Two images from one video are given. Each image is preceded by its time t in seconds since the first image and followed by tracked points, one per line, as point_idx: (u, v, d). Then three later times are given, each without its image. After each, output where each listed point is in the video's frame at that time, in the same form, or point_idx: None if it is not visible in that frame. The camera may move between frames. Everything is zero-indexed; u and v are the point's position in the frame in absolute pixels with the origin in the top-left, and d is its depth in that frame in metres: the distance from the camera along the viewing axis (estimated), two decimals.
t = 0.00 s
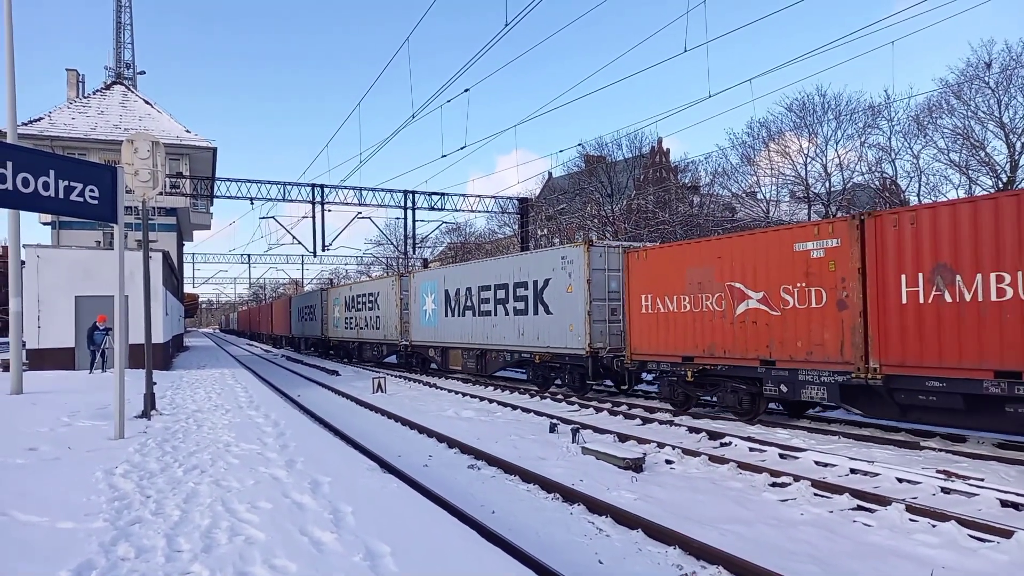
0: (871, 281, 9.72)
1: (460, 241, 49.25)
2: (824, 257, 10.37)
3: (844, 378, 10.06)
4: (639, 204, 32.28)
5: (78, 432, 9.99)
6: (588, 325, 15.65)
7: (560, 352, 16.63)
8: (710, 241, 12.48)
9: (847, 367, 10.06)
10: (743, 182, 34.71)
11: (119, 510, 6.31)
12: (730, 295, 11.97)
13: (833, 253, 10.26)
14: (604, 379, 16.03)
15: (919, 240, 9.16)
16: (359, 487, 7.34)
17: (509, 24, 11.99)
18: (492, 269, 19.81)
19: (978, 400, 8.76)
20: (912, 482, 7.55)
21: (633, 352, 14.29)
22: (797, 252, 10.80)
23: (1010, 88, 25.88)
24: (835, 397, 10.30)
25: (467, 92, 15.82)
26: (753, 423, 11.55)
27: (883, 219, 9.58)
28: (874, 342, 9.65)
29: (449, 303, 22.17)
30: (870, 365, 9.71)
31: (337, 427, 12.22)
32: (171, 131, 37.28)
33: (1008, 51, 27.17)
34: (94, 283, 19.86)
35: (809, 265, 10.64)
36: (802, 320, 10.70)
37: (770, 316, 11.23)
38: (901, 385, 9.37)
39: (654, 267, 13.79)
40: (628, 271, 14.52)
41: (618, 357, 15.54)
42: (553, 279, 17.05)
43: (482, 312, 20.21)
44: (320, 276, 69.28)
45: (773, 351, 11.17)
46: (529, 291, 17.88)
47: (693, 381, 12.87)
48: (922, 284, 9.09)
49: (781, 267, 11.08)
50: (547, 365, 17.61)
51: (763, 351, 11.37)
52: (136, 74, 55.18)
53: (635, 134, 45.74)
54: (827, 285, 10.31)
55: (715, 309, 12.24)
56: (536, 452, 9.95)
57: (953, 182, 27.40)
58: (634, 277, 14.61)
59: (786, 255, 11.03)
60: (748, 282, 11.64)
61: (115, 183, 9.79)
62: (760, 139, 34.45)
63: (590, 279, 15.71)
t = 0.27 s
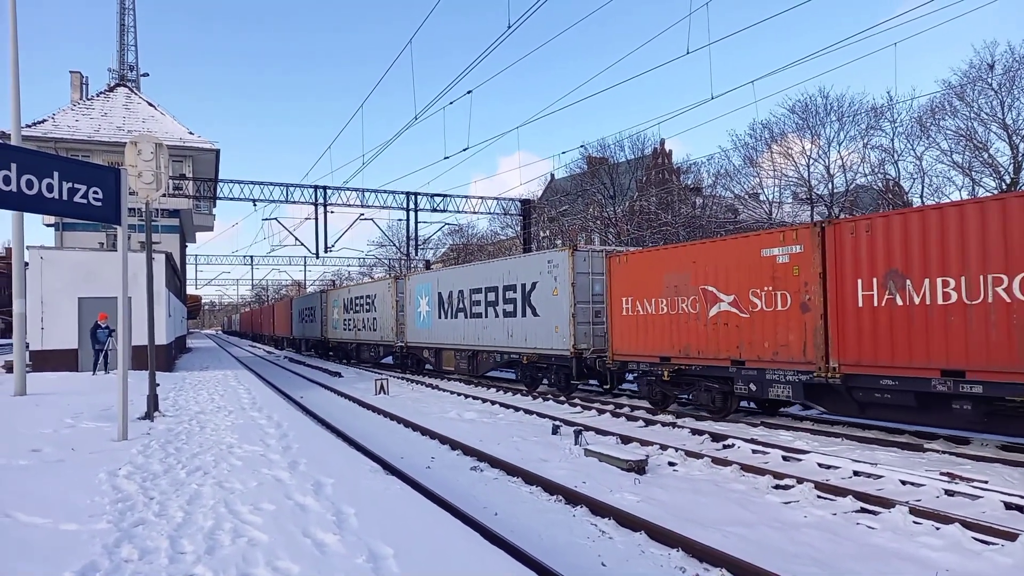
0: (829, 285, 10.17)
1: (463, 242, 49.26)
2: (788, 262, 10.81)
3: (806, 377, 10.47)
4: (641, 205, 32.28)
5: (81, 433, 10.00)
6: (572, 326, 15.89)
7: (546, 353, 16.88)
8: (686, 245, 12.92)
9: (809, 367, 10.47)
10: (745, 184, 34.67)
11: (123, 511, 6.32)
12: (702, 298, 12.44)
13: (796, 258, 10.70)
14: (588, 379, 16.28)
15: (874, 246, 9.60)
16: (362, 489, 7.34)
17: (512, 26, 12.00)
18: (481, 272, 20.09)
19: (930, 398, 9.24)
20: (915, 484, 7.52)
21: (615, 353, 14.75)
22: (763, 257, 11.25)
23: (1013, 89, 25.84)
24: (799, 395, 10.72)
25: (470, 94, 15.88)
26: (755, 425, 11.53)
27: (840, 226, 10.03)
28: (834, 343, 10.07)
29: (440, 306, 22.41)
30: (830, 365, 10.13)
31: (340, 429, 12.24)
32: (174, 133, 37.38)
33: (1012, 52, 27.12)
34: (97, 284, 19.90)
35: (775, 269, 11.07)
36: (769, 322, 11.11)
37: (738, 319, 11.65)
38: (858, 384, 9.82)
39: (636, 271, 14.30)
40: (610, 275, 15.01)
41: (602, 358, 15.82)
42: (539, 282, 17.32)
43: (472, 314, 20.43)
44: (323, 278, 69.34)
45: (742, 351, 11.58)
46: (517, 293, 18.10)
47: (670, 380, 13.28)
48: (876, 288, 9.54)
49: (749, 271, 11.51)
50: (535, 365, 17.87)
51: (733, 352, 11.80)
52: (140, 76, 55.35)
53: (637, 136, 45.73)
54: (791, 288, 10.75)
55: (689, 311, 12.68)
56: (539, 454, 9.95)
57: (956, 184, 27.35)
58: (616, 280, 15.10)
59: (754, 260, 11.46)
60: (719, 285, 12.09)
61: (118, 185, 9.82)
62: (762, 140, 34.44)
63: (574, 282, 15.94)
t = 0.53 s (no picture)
0: (791, 292, 10.93)
1: (463, 245, 49.25)
2: (754, 270, 11.56)
3: (770, 378, 11.19)
4: (641, 209, 32.32)
5: (81, 434, 10.01)
6: (556, 330, 16.53)
7: (532, 355, 17.49)
8: (661, 253, 13.63)
9: (773, 369, 11.20)
10: (746, 188, 34.67)
11: (123, 513, 6.32)
12: (676, 303, 13.17)
13: (763, 266, 11.45)
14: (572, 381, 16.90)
15: (832, 255, 10.37)
16: (362, 492, 7.34)
17: (514, 30, 12.00)
18: (470, 277, 20.71)
19: (883, 398, 9.96)
20: (915, 489, 7.53)
21: (595, 355, 15.45)
22: (731, 265, 11.99)
23: (1013, 94, 25.87)
24: (764, 396, 11.40)
25: (471, 98, 15.91)
26: (755, 429, 11.54)
27: (802, 236, 10.79)
28: (796, 346, 10.80)
29: (432, 309, 22.95)
30: (792, 367, 10.86)
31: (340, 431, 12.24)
32: (175, 135, 37.42)
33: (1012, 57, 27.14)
34: (97, 285, 19.92)
35: (743, 276, 11.80)
36: (737, 326, 11.82)
37: (710, 322, 12.36)
38: (817, 385, 10.55)
39: (616, 277, 15.00)
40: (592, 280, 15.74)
41: (584, 360, 16.47)
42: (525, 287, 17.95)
43: (462, 317, 21.00)
44: (323, 280, 69.36)
45: (713, 354, 12.30)
46: (505, 298, 18.70)
47: (646, 381, 14.01)
48: (833, 295, 10.30)
49: (719, 278, 12.24)
50: (522, 367, 18.50)
51: (704, 354, 12.51)
52: (141, 78, 55.41)
53: (638, 139, 45.76)
54: (757, 295, 11.47)
55: (664, 316, 13.40)
56: (539, 457, 9.95)
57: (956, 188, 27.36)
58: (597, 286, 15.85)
59: (723, 268, 12.18)
60: (692, 291, 12.82)
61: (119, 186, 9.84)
62: (763, 144, 34.46)
63: (557, 288, 16.60)
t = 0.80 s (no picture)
0: (759, 294, 11.42)
1: (466, 244, 49.24)
2: (726, 273, 12.05)
3: (739, 377, 11.65)
4: (644, 209, 32.31)
5: (85, 433, 10.03)
6: (542, 329, 17.05)
7: (519, 354, 17.97)
8: (641, 256, 14.13)
9: (742, 367, 11.67)
10: (749, 188, 34.60)
11: (125, 512, 6.33)
12: (653, 304, 13.67)
13: (734, 269, 11.93)
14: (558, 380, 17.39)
15: (795, 259, 10.86)
16: (364, 491, 7.35)
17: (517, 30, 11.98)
18: (461, 278, 21.21)
19: (843, 395, 10.42)
20: (918, 490, 7.51)
21: (579, 353, 15.94)
22: (704, 268, 12.49)
23: (1017, 94, 25.80)
24: (734, 394, 11.85)
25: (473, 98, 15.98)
26: (757, 429, 11.53)
27: (769, 241, 11.28)
28: (763, 345, 11.27)
29: (426, 309, 23.43)
30: (759, 365, 11.33)
31: (342, 430, 12.27)
32: (178, 134, 37.47)
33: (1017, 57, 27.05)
34: (100, 283, 19.96)
35: (716, 279, 12.28)
36: (710, 326, 12.30)
37: (685, 323, 12.87)
38: (783, 382, 11.01)
39: (598, 278, 15.49)
40: (576, 281, 16.25)
41: (569, 359, 16.98)
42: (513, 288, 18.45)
43: (455, 317, 21.49)
44: (326, 279, 69.40)
45: (688, 352, 12.77)
46: (494, 298, 19.17)
47: (627, 379, 14.47)
48: (797, 296, 10.79)
49: (693, 281, 12.75)
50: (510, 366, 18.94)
51: (680, 353, 12.99)
52: (145, 76, 55.47)
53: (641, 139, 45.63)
54: (727, 296, 11.96)
55: (643, 316, 13.93)
56: (541, 457, 9.94)
57: (960, 189, 27.31)
58: (582, 287, 16.37)
59: (698, 270, 12.67)
60: (669, 292, 13.32)
61: (123, 185, 9.85)
62: (766, 144, 34.39)
63: (544, 289, 17.14)
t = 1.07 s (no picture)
0: (732, 298, 12.11)
1: (470, 248, 49.26)
2: (702, 278, 12.73)
3: (714, 377, 12.33)
4: (648, 212, 32.30)
5: (91, 436, 10.08)
6: (532, 333, 17.61)
7: (511, 356, 18.52)
8: (625, 261, 14.82)
9: (717, 367, 12.37)
10: (754, 191, 34.53)
11: (132, 515, 6.36)
12: (636, 308, 14.37)
13: (710, 275, 12.62)
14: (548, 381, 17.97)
15: (765, 266, 11.56)
16: (369, 494, 7.36)
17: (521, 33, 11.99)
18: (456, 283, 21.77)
19: (810, 394, 11.12)
20: (925, 493, 7.48)
21: (567, 355, 16.66)
22: (682, 273, 13.18)
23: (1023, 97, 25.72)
24: (712, 394, 12.54)
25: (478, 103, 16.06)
26: (763, 432, 11.50)
27: (742, 248, 11.95)
28: (737, 347, 11.95)
29: (424, 313, 23.93)
30: (732, 366, 12.02)
31: (347, 434, 12.28)
32: (184, 139, 37.65)
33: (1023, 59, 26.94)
34: (107, 288, 20.06)
35: (694, 283, 12.96)
36: (688, 328, 12.98)
37: (665, 326, 13.56)
38: (755, 382, 11.71)
39: (586, 282, 16.19)
40: (564, 286, 16.95)
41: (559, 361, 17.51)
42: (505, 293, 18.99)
43: (450, 321, 22.06)
44: (331, 283, 69.51)
45: (668, 354, 13.46)
46: (487, 302, 19.73)
47: (612, 379, 15.18)
48: (767, 301, 11.46)
49: (672, 286, 13.43)
50: (504, 367, 19.51)
51: (661, 354, 13.67)
52: (151, 82, 55.78)
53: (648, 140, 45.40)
54: (704, 300, 12.65)
55: (627, 320, 14.60)
56: (546, 460, 9.93)
57: (966, 191, 27.21)
58: (569, 292, 17.04)
59: (677, 275, 13.37)
60: (650, 296, 14.01)
61: (130, 190, 9.91)
62: (770, 147, 34.34)
63: (534, 293, 17.75)
